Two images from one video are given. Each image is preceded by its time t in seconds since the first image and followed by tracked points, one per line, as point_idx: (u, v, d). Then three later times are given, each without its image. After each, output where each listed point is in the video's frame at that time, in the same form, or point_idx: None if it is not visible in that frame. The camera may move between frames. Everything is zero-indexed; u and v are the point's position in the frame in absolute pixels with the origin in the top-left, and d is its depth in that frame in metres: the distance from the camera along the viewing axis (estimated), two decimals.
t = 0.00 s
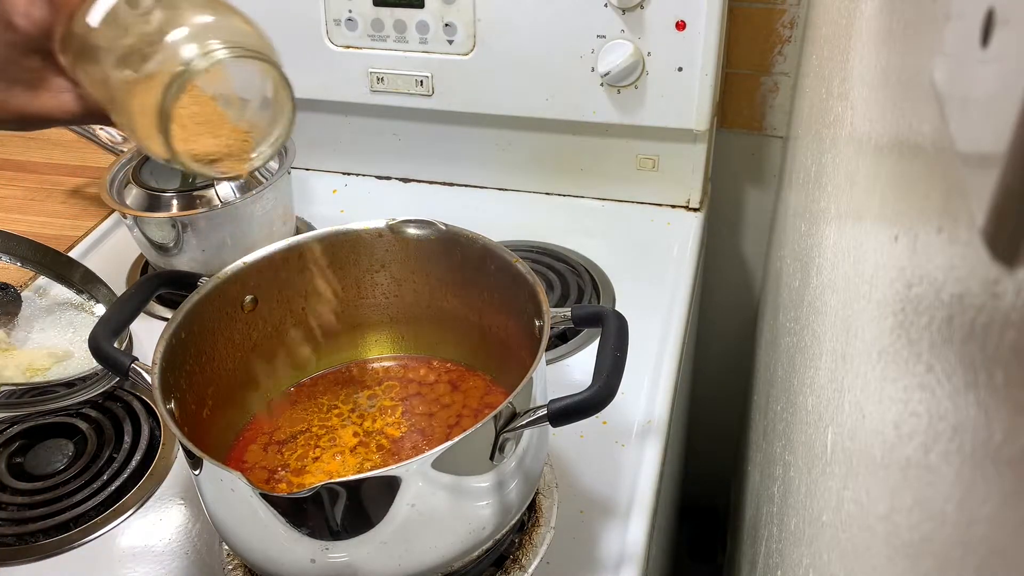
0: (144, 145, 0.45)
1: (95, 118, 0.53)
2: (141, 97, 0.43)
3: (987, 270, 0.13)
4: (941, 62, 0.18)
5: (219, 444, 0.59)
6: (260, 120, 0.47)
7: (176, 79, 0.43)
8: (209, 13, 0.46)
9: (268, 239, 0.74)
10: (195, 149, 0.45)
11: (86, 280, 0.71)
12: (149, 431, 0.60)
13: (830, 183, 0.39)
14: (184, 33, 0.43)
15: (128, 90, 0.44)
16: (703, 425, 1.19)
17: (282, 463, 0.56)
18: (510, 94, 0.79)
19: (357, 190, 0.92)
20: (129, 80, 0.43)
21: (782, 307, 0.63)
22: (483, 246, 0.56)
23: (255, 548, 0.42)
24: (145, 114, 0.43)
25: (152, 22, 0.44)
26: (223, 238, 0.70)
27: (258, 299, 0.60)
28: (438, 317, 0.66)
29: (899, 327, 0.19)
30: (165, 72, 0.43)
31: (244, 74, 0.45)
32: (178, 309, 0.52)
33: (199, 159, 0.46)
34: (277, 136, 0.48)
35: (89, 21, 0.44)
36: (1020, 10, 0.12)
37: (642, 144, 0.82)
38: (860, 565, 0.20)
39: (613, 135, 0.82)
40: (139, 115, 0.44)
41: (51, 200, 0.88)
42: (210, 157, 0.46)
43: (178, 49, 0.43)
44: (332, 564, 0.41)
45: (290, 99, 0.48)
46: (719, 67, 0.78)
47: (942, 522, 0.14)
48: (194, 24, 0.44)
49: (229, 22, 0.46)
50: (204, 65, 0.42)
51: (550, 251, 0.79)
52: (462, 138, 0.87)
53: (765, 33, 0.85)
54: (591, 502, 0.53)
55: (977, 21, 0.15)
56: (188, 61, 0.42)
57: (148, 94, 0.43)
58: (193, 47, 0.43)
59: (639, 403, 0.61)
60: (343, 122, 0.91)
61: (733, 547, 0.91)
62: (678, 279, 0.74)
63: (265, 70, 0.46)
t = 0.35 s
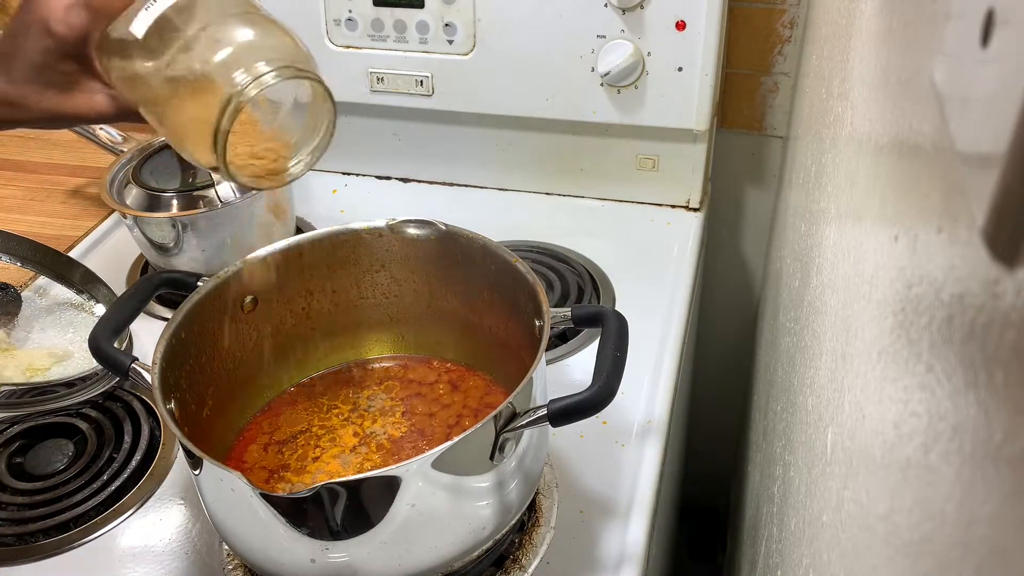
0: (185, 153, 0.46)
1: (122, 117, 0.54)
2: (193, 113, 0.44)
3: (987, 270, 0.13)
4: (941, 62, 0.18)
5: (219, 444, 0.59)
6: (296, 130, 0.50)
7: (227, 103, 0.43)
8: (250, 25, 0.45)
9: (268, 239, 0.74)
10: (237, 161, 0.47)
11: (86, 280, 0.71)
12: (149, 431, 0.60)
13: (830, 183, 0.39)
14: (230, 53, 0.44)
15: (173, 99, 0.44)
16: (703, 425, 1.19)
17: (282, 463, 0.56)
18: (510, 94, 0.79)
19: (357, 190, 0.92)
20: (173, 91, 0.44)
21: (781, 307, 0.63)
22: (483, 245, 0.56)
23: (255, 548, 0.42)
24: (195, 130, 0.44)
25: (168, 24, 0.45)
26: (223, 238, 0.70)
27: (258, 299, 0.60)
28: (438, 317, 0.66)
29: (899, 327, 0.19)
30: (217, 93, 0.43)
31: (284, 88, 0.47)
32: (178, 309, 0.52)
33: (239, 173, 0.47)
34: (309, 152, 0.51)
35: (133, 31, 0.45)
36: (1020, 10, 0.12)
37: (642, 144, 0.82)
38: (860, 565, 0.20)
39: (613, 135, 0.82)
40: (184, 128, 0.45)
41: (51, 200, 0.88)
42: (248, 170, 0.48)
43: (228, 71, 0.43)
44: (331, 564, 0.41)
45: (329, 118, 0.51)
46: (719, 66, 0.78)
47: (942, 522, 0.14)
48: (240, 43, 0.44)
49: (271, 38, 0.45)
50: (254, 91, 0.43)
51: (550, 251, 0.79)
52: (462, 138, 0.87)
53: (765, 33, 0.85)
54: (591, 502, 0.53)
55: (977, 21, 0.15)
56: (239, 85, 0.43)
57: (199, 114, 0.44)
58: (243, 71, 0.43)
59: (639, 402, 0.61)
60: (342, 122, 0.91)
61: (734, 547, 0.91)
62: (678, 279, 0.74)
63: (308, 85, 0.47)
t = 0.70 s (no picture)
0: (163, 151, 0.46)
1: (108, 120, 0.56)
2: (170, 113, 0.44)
3: (987, 270, 0.13)
4: (941, 62, 0.18)
5: (220, 444, 0.59)
6: (284, 132, 0.50)
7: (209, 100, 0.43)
8: (235, 23, 0.46)
9: (268, 239, 0.74)
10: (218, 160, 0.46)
11: (86, 280, 0.71)
12: (149, 431, 0.60)
13: (830, 183, 0.39)
14: (213, 49, 0.44)
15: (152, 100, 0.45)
16: (703, 425, 1.19)
17: (282, 463, 0.56)
18: (510, 94, 0.79)
19: (357, 190, 0.92)
20: (158, 93, 0.44)
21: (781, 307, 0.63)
22: (483, 245, 0.56)
23: (255, 548, 0.42)
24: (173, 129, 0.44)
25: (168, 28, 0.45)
26: (223, 238, 0.70)
27: (258, 299, 0.60)
28: (438, 317, 0.66)
29: (899, 327, 0.19)
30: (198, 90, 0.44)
31: (271, 85, 0.47)
32: (178, 309, 0.52)
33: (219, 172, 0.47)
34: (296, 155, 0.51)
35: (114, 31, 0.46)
36: (1021, 10, 0.12)
37: (642, 144, 0.82)
38: (860, 565, 0.20)
39: (613, 135, 0.82)
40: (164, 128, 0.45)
41: (51, 200, 0.88)
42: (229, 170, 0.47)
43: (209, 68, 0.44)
44: (331, 564, 0.41)
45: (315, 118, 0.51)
46: (719, 66, 0.78)
47: (942, 522, 0.14)
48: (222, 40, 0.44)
49: (257, 35, 0.46)
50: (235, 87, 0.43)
51: (550, 251, 0.79)
52: (461, 138, 0.87)
53: (765, 33, 0.85)
54: (591, 502, 0.53)
55: (977, 21, 0.15)
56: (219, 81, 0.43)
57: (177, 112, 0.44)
58: (225, 67, 0.44)
59: (639, 402, 0.61)
60: (343, 122, 0.91)
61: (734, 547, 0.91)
62: (678, 279, 0.74)
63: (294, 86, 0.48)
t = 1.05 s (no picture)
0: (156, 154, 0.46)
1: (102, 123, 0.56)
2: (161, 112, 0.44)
3: (987, 270, 0.13)
4: (941, 62, 0.18)
5: (220, 444, 0.59)
6: (277, 129, 0.51)
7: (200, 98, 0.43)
8: (227, 21, 0.46)
9: (268, 239, 0.74)
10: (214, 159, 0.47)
11: (86, 280, 0.71)
12: (149, 431, 0.60)
13: (830, 184, 0.39)
14: (203, 48, 0.44)
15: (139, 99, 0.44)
16: (703, 425, 1.19)
17: (282, 463, 0.56)
18: (509, 94, 0.80)
19: (357, 190, 0.92)
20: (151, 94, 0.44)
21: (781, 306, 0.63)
22: (483, 245, 0.56)
23: (255, 548, 0.42)
24: (166, 130, 0.44)
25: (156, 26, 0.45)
26: (223, 238, 0.70)
27: (258, 299, 0.60)
28: (438, 317, 0.66)
29: (899, 327, 0.19)
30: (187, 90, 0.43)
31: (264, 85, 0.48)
32: (178, 309, 0.52)
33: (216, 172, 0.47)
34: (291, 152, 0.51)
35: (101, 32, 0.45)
36: (1020, 10, 0.12)
37: (642, 144, 0.82)
38: (860, 565, 0.20)
39: (613, 135, 0.82)
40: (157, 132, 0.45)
41: (51, 200, 0.88)
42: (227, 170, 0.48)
43: (200, 66, 0.43)
44: (331, 564, 0.41)
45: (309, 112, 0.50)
46: (719, 66, 0.78)
47: (942, 522, 0.14)
48: (212, 37, 0.44)
49: (249, 33, 0.46)
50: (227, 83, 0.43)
51: (550, 251, 0.79)
52: (461, 138, 0.87)
53: (765, 33, 0.85)
54: (591, 502, 0.53)
55: (977, 21, 0.15)
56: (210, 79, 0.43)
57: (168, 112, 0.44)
58: (216, 64, 0.43)
59: (639, 402, 0.61)
60: (343, 122, 0.91)
61: (734, 547, 0.91)
62: (678, 279, 0.74)
63: (286, 83, 0.48)
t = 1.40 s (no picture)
0: (181, 172, 0.47)
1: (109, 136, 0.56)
2: (189, 136, 0.46)
3: (987, 270, 0.13)
4: (941, 62, 0.18)
5: (219, 444, 0.59)
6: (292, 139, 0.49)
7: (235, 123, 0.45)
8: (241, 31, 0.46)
9: (268, 239, 0.74)
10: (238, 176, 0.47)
11: (86, 280, 0.71)
12: (149, 431, 0.60)
13: (830, 184, 0.39)
14: (227, 72, 0.45)
15: (165, 117, 0.46)
16: (703, 425, 1.19)
17: (282, 463, 0.56)
18: (509, 94, 0.79)
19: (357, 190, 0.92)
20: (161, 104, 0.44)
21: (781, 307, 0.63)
22: (483, 245, 0.56)
23: (256, 548, 0.42)
24: (195, 151, 0.46)
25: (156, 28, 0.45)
26: (223, 238, 0.70)
27: (258, 298, 0.60)
28: (438, 317, 0.66)
29: (899, 327, 0.19)
30: (218, 115, 0.45)
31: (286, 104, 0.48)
32: (178, 309, 0.52)
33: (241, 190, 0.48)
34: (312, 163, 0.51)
35: (122, 52, 0.45)
36: (1021, 10, 0.12)
37: (642, 144, 0.82)
38: (860, 565, 0.20)
39: (613, 135, 0.82)
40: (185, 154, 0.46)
41: (51, 200, 0.88)
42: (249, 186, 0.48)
43: (228, 92, 0.45)
44: (331, 564, 0.41)
45: (328, 124, 0.51)
46: (719, 66, 0.78)
47: (942, 522, 0.14)
48: (235, 60, 0.46)
49: (265, 50, 0.47)
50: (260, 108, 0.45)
51: (550, 251, 0.79)
52: (461, 138, 0.87)
53: (765, 33, 0.85)
54: (591, 502, 0.53)
55: (976, 22, 0.15)
56: (243, 105, 0.45)
57: (199, 136, 0.45)
58: (243, 89, 0.45)
59: (639, 402, 0.61)
60: (343, 122, 0.91)
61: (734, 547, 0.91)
62: (678, 279, 0.74)
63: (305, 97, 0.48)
